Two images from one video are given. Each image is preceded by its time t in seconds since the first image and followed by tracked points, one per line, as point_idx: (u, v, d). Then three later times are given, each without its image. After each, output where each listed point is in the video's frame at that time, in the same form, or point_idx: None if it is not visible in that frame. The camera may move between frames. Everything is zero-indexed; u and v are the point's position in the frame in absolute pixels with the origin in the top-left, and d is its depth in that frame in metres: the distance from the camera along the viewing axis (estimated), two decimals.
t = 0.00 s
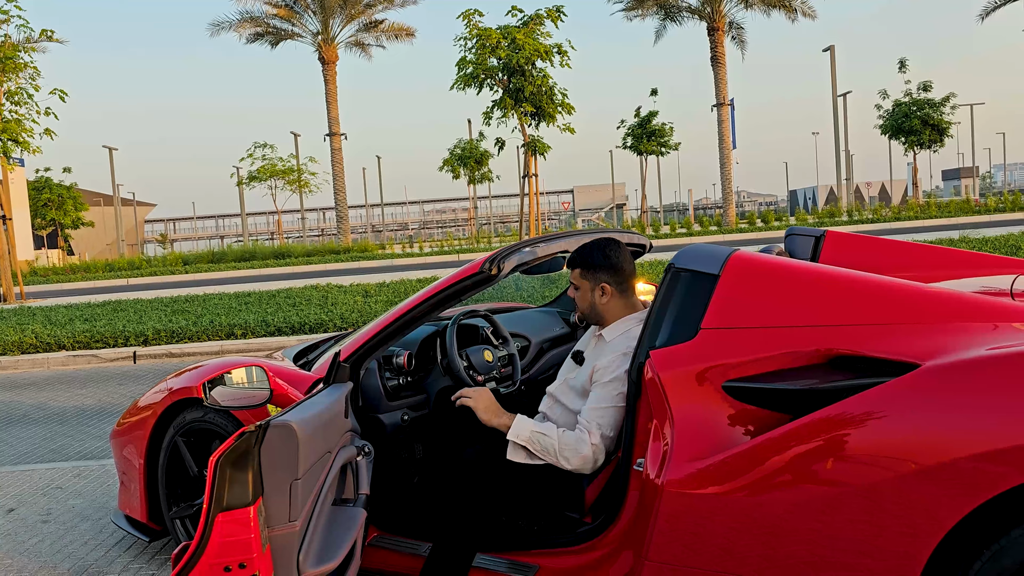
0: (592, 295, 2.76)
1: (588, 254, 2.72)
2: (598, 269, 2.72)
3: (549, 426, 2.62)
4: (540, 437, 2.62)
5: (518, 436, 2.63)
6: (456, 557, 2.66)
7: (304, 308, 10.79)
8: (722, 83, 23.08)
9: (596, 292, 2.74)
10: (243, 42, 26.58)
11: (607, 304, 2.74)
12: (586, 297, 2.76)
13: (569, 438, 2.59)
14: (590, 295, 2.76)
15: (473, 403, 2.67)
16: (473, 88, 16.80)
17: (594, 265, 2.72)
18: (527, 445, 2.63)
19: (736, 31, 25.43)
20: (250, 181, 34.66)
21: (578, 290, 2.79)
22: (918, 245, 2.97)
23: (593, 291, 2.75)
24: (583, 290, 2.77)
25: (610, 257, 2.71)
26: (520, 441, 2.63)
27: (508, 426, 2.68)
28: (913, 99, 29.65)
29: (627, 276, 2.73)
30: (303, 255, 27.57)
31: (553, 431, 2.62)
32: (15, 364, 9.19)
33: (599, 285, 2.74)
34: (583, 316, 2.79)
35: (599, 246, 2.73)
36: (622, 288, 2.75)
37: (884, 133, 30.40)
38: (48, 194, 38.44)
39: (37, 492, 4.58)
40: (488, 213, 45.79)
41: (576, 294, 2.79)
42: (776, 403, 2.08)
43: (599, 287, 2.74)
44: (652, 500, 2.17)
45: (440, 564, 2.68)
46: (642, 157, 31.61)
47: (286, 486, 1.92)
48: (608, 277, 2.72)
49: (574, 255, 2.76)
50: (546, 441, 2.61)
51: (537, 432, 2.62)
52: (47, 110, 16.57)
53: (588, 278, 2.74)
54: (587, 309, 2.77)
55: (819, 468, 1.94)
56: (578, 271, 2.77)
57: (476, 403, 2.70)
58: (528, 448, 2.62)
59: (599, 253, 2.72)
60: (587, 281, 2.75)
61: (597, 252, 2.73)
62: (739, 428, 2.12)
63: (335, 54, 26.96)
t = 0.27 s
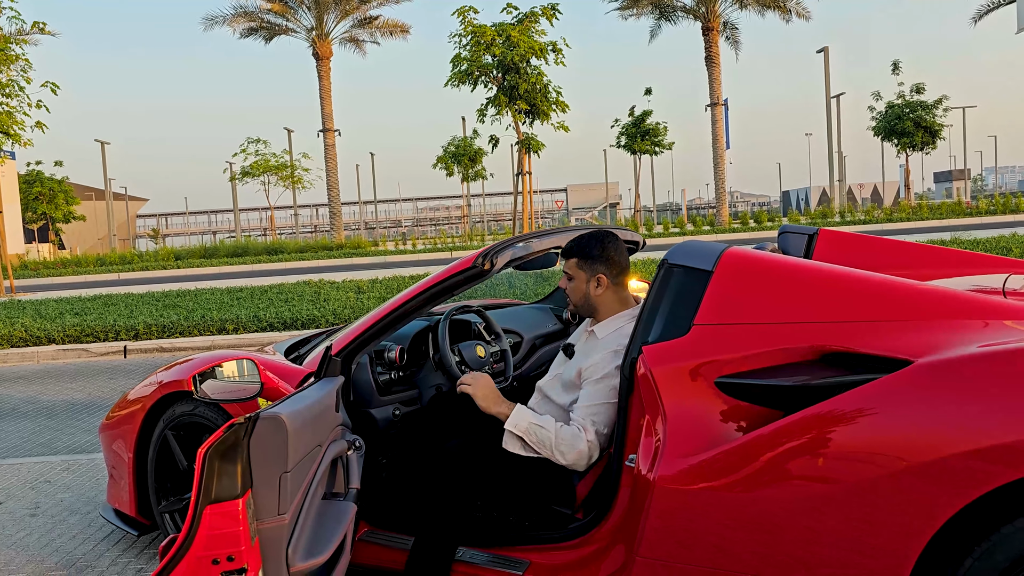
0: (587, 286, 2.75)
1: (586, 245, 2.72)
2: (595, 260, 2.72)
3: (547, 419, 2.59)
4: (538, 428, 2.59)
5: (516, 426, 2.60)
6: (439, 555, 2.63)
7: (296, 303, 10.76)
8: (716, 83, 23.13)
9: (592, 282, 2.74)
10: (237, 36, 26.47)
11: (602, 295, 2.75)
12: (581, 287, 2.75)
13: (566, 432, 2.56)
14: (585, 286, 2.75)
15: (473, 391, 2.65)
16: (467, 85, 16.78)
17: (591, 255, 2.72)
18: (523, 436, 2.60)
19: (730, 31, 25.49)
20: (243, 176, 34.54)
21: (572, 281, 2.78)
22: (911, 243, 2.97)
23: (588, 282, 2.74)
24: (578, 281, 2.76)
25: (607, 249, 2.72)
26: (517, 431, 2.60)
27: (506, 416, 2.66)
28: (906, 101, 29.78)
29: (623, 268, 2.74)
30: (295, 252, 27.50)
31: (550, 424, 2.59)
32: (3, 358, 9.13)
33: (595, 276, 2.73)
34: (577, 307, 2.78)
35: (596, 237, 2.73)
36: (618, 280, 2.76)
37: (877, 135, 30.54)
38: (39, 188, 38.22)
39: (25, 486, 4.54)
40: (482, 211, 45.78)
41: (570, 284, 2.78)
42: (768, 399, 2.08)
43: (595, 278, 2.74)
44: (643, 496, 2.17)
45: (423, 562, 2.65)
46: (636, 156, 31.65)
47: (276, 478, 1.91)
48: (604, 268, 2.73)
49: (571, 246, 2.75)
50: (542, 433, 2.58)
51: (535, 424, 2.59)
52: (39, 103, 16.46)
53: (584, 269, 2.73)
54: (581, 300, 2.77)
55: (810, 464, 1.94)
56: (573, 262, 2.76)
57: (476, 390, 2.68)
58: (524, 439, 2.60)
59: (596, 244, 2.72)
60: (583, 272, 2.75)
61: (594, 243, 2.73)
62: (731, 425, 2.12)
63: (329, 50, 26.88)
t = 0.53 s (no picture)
0: (585, 288, 2.75)
1: (582, 246, 2.72)
2: (592, 261, 2.73)
3: (539, 423, 2.58)
4: (530, 434, 2.58)
5: (508, 432, 2.59)
6: (419, 550, 2.63)
7: (287, 301, 10.72)
8: (710, 86, 23.20)
9: (591, 283, 2.74)
10: (230, 32, 26.36)
11: (601, 296, 2.76)
12: (580, 290, 2.74)
13: (557, 437, 2.56)
14: (583, 288, 2.75)
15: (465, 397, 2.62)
16: (461, 84, 16.77)
17: (589, 256, 2.72)
18: (515, 442, 2.60)
19: (724, 35, 25.57)
20: (235, 173, 34.41)
21: (568, 284, 2.76)
22: (903, 247, 2.98)
23: (586, 283, 2.74)
24: (575, 283, 2.75)
25: (602, 248, 2.73)
26: (508, 437, 2.59)
27: (497, 420, 2.64)
28: (898, 106, 29.94)
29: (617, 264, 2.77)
30: (287, 249, 27.41)
31: (542, 428, 2.58)
32: None
33: (594, 277, 2.74)
34: (574, 310, 2.77)
35: (589, 237, 2.73)
36: (613, 278, 2.78)
37: (869, 140, 30.69)
38: (29, 182, 37.96)
39: (11, 481, 4.51)
40: (474, 211, 45.74)
41: (567, 288, 2.76)
42: (759, 400, 2.08)
43: (593, 278, 2.74)
44: (634, 495, 2.17)
45: (404, 560, 2.63)
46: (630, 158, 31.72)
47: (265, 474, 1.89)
48: (602, 267, 2.74)
49: (567, 250, 2.73)
50: (534, 439, 2.57)
51: (527, 429, 2.58)
52: (30, 96, 16.35)
53: (582, 270, 2.73)
54: (580, 303, 2.76)
55: (799, 465, 1.94)
56: (570, 264, 2.74)
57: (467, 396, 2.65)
58: (515, 444, 2.59)
59: (590, 245, 2.72)
60: (580, 274, 2.74)
61: (589, 243, 2.72)
62: (722, 425, 2.12)
63: (323, 47, 26.82)
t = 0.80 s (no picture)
0: (597, 291, 2.75)
1: (596, 252, 2.70)
2: (606, 265, 2.72)
3: (528, 410, 2.60)
4: (517, 419, 2.60)
5: (496, 415, 2.62)
6: (410, 547, 2.61)
7: (283, 299, 10.70)
8: (708, 90, 23.23)
9: (603, 287, 2.74)
10: (229, 29, 26.33)
11: (612, 299, 2.77)
12: (592, 293, 2.75)
13: (543, 424, 2.57)
14: (595, 291, 2.75)
15: (457, 380, 2.68)
16: (460, 84, 16.76)
17: (603, 260, 2.71)
18: (502, 426, 2.62)
19: (723, 38, 25.60)
20: (233, 170, 34.36)
21: (580, 286, 2.76)
22: (901, 251, 2.99)
23: (599, 286, 2.74)
24: (588, 286, 2.75)
25: (616, 252, 2.73)
26: (497, 420, 2.62)
27: (487, 404, 2.68)
28: (895, 112, 30.00)
29: (630, 267, 2.77)
30: (284, 247, 27.36)
31: (530, 415, 2.59)
32: None
33: (606, 281, 2.74)
34: (584, 312, 2.78)
35: (603, 241, 2.71)
36: (625, 280, 2.79)
37: (866, 145, 30.75)
38: (25, 177, 37.85)
39: (3, 476, 4.49)
40: (472, 211, 45.73)
41: (580, 290, 2.75)
42: (754, 402, 2.08)
43: (605, 282, 2.75)
44: (629, 495, 2.16)
45: (395, 559, 2.60)
46: (627, 160, 31.74)
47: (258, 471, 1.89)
48: (615, 271, 2.74)
49: (582, 254, 2.71)
50: (520, 423, 2.59)
51: (515, 414, 2.60)
52: (27, 90, 16.29)
53: (596, 275, 2.72)
54: (591, 305, 2.76)
55: (793, 467, 1.94)
56: (583, 268, 2.73)
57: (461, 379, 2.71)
58: (503, 428, 2.61)
59: (605, 249, 2.71)
60: (593, 278, 2.73)
61: (603, 248, 2.71)
62: (717, 427, 2.12)
63: (322, 46, 26.80)
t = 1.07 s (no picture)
0: (605, 291, 2.79)
1: (610, 252, 2.75)
2: (618, 268, 2.77)
3: (526, 401, 2.64)
4: (513, 406, 2.65)
5: (496, 403, 2.67)
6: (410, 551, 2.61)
7: (286, 299, 10.71)
8: (713, 94, 23.23)
9: (612, 289, 2.78)
10: (235, 30, 26.39)
11: (618, 302, 2.80)
12: (599, 292, 2.79)
13: (538, 415, 2.60)
14: (604, 292, 2.79)
15: (462, 368, 2.77)
16: (465, 86, 16.79)
17: (616, 263, 2.76)
18: (499, 413, 2.67)
19: (729, 43, 25.61)
20: (237, 170, 34.41)
21: (590, 284, 2.81)
22: (904, 257, 2.98)
23: (607, 287, 2.78)
24: (597, 285, 2.80)
25: (629, 256, 2.78)
26: (496, 407, 2.67)
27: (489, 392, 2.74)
28: (900, 119, 29.97)
29: (641, 274, 2.81)
30: (287, 247, 27.40)
31: (527, 405, 2.64)
32: None
33: (615, 284, 2.78)
34: (589, 310, 2.82)
35: (618, 244, 2.76)
36: (634, 287, 2.82)
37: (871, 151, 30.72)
38: (30, 174, 37.97)
39: (5, 473, 4.50)
40: (475, 214, 45.78)
41: (588, 288, 2.80)
42: (755, 407, 2.08)
43: (615, 285, 2.79)
44: (629, 499, 2.17)
45: (395, 559, 2.62)
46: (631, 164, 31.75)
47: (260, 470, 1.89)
48: (626, 275, 2.78)
49: (596, 253, 2.77)
50: (516, 412, 2.63)
51: (513, 403, 2.65)
52: (34, 89, 16.34)
53: (606, 276, 2.77)
54: (597, 304, 2.80)
55: (793, 473, 1.94)
56: (595, 268, 2.78)
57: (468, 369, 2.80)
58: (500, 415, 2.66)
59: (618, 252, 2.77)
60: (604, 278, 2.78)
61: (617, 250, 2.77)
62: (719, 431, 2.12)
63: (328, 47, 26.86)
